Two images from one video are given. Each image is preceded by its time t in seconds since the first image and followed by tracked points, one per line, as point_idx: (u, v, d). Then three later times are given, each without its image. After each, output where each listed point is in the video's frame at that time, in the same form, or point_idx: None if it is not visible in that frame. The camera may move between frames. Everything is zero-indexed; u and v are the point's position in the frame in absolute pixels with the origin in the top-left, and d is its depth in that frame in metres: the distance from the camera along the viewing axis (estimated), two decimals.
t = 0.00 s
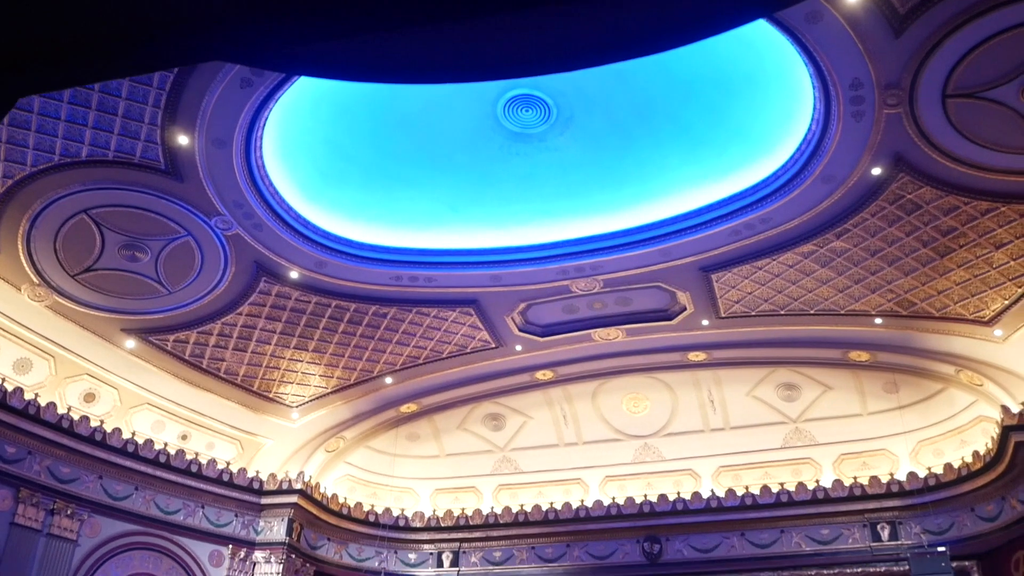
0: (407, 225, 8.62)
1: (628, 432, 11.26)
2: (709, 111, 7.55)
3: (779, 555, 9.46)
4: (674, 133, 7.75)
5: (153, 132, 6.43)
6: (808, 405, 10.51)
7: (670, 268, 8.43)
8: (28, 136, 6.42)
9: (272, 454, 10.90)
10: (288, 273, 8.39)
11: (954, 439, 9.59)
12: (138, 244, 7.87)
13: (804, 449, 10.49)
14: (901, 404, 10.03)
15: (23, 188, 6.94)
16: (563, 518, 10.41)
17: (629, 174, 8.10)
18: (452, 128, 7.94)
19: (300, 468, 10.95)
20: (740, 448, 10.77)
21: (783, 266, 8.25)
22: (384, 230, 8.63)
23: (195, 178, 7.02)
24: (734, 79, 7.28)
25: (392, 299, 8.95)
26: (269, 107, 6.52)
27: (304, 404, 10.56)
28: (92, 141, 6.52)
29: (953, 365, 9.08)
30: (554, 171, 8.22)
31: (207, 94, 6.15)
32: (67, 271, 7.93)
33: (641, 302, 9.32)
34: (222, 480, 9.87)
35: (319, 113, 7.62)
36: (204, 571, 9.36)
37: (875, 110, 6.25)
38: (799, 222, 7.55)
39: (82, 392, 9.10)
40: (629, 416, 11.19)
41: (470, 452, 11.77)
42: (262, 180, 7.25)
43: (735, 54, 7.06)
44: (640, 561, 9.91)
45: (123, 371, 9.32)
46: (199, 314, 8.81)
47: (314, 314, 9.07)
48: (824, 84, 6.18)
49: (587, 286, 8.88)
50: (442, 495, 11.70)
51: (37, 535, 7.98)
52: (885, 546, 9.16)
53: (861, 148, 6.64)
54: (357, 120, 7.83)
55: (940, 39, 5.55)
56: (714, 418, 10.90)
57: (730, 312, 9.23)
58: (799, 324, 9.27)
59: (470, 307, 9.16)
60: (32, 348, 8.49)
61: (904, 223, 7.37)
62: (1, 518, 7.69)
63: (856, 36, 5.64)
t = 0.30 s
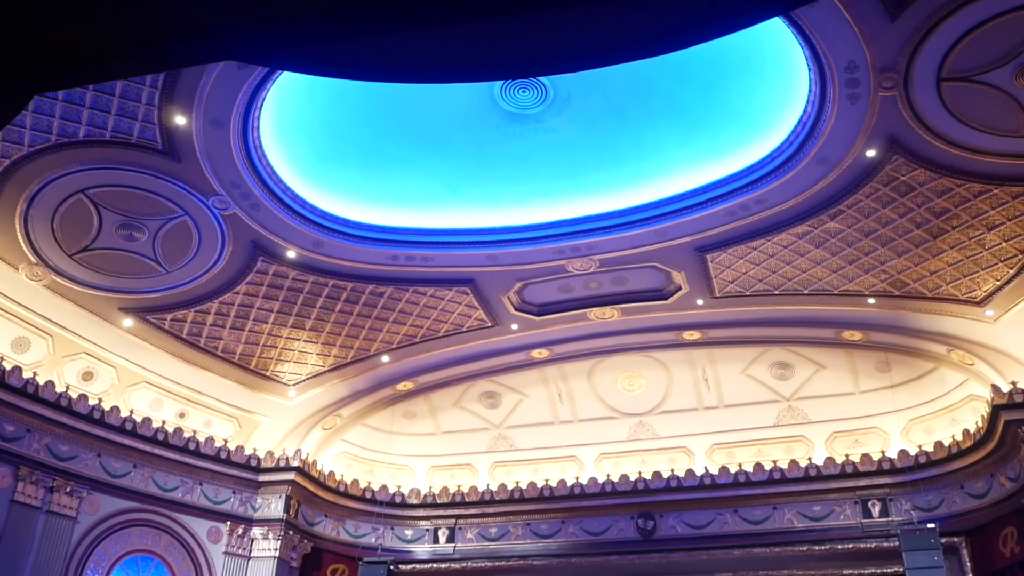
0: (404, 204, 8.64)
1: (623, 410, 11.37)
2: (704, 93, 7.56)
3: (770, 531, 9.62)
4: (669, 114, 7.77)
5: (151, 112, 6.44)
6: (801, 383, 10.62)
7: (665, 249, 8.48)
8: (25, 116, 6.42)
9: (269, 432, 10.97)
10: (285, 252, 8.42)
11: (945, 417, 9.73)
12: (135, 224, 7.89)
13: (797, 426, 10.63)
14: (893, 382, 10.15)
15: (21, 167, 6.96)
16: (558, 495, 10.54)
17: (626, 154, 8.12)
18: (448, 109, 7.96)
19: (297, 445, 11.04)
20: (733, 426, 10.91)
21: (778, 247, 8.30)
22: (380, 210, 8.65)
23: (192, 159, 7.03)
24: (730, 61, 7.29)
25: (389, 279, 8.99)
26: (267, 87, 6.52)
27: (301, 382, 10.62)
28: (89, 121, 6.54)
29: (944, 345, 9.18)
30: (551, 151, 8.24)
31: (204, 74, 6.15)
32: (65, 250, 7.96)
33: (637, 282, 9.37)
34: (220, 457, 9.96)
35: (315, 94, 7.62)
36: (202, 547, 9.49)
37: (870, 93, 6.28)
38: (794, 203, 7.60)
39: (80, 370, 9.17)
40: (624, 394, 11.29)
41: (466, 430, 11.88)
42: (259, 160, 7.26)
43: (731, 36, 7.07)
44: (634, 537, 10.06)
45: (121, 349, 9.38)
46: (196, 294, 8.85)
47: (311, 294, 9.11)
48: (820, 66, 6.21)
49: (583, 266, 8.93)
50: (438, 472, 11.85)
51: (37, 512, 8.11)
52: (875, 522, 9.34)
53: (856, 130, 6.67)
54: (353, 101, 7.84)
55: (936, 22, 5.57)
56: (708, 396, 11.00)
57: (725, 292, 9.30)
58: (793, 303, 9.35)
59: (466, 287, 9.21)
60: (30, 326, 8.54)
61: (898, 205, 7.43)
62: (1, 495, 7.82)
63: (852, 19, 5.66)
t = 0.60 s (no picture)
0: (400, 184, 8.66)
1: (618, 389, 11.47)
2: (699, 75, 7.57)
3: (763, 509, 9.77)
4: (664, 97, 7.79)
5: (148, 93, 6.46)
6: (794, 362, 10.73)
7: (661, 230, 8.53)
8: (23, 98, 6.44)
9: (267, 411, 11.05)
10: (282, 233, 8.46)
11: (937, 396, 9.88)
12: (133, 204, 7.92)
13: (790, 406, 10.76)
14: (885, 362, 10.26)
15: (18, 149, 6.97)
16: (554, 473, 10.67)
17: (622, 135, 8.14)
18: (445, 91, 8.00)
19: (295, 424, 11.12)
20: (727, 405, 11.04)
21: (772, 228, 8.36)
22: (377, 191, 8.68)
23: (189, 140, 7.05)
24: (725, 44, 7.30)
25: (386, 259, 9.03)
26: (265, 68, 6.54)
27: (299, 361, 10.69)
28: (87, 102, 6.56)
29: (936, 325, 9.29)
30: (547, 132, 8.26)
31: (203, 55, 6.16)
32: (63, 231, 7.99)
33: (632, 262, 9.43)
34: (218, 436, 10.05)
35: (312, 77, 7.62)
36: (201, 524, 9.63)
37: (865, 76, 6.31)
38: (788, 184, 7.65)
39: (79, 350, 9.24)
40: (619, 372, 11.39)
41: (462, 408, 11.99)
42: (256, 140, 7.28)
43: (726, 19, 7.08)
44: (629, 515, 10.21)
45: (120, 329, 9.44)
46: (193, 274, 8.89)
47: (308, 274, 9.16)
48: (815, 49, 6.23)
49: (579, 247, 8.98)
50: (435, 450, 11.99)
51: (38, 490, 8.22)
52: (867, 500, 9.51)
53: (851, 113, 6.71)
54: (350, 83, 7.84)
55: (930, 6, 5.61)
56: (702, 375, 11.11)
57: (720, 273, 9.36)
58: (787, 284, 9.43)
59: (463, 268, 9.26)
60: (29, 307, 8.60)
61: (892, 187, 7.49)
62: (2, 474, 7.92)
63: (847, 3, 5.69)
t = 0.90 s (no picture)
0: (397, 165, 8.68)
1: (613, 369, 11.56)
2: (694, 57, 7.55)
3: (757, 486, 9.91)
4: (660, 79, 7.77)
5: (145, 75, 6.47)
6: (789, 342, 10.82)
7: (657, 211, 8.57)
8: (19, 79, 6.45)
9: (265, 391, 11.11)
10: (279, 214, 8.48)
11: (929, 376, 10.00)
12: (130, 186, 7.94)
13: (784, 385, 10.88)
14: (878, 342, 10.36)
15: (15, 131, 7.00)
16: (550, 451, 10.78)
17: (618, 116, 8.14)
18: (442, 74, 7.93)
19: (293, 403, 11.19)
20: (721, 384, 11.15)
21: (768, 210, 8.40)
22: (375, 172, 8.71)
23: (186, 121, 7.06)
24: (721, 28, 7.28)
25: (383, 240, 9.06)
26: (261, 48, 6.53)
27: (296, 341, 10.75)
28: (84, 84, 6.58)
29: (929, 306, 9.37)
30: (544, 113, 8.25)
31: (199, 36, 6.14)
32: (61, 213, 8.02)
33: (628, 243, 9.48)
34: (217, 416, 10.13)
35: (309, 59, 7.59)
36: (200, 503, 9.75)
37: (860, 59, 6.33)
38: (784, 166, 7.68)
39: (78, 330, 9.31)
40: (615, 352, 11.47)
41: (459, 387, 12.08)
42: (252, 122, 7.28)
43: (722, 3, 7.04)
44: (624, 493, 10.33)
45: (118, 309, 9.50)
46: (191, 255, 8.93)
47: (305, 255, 9.19)
48: (810, 32, 6.24)
49: (575, 228, 9.01)
50: (432, 429, 12.11)
51: (38, 470, 8.32)
52: (859, 478, 9.64)
53: (846, 96, 6.73)
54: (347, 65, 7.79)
55: None
56: (697, 354, 11.19)
57: (715, 254, 9.42)
58: (782, 265, 9.49)
59: (460, 249, 9.29)
60: (27, 288, 8.66)
61: (886, 169, 7.53)
62: (2, 453, 8.02)
63: None
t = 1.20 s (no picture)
0: (393, 147, 8.70)
1: (608, 349, 11.64)
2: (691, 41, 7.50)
3: (751, 466, 10.03)
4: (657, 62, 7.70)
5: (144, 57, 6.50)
6: (783, 323, 10.90)
7: (653, 193, 8.61)
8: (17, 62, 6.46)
9: (263, 371, 11.18)
10: (277, 196, 8.50)
11: (921, 356, 10.11)
12: (128, 167, 7.98)
13: (778, 365, 10.99)
14: (871, 323, 10.45)
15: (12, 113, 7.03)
16: (546, 431, 10.89)
17: (615, 99, 8.11)
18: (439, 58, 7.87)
19: (290, 383, 11.27)
20: (716, 364, 11.25)
21: (763, 192, 8.45)
22: (372, 154, 8.73)
23: (185, 102, 7.11)
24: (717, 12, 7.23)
25: (380, 222, 9.09)
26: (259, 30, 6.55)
27: (294, 322, 10.81)
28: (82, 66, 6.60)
29: (922, 288, 9.46)
30: (541, 95, 8.17)
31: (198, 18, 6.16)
32: (59, 194, 8.07)
33: (624, 225, 9.53)
34: (216, 396, 10.21)
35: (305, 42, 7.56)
36: (200, 483, 9.86)
37: (856, 43, 6.36)
38: (779, 149, 7.73)
39: (77, 312, 9.37)
40: (611, 333, 11.54)
41: (456, 367, 12.16)
42: (251, 104, 7.32)
43: None
44: (619, 472, 10.46)
45: (116, 291, 9.56)
46: (189, 237, 8.97)
47: (303, 237, 9.23)
48: (806, 16, 6.26)
49: (571, 210, 9.05)
50: (428, 409, 12.21)
51: (38, 450, 8.45)
52: (851, 458, 9.78)
53: (841, 80, 6.77)
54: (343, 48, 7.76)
55: None
56: (692, 335, 11.28)
57: (710, 236, 9.47)
58: (776, 247, 9.55)
59: (457, 230, 9.33)
60: (26, 270, 8.73)
61: (881, 152, 7.60)
62: (3, 434, 8.15)
63: None
